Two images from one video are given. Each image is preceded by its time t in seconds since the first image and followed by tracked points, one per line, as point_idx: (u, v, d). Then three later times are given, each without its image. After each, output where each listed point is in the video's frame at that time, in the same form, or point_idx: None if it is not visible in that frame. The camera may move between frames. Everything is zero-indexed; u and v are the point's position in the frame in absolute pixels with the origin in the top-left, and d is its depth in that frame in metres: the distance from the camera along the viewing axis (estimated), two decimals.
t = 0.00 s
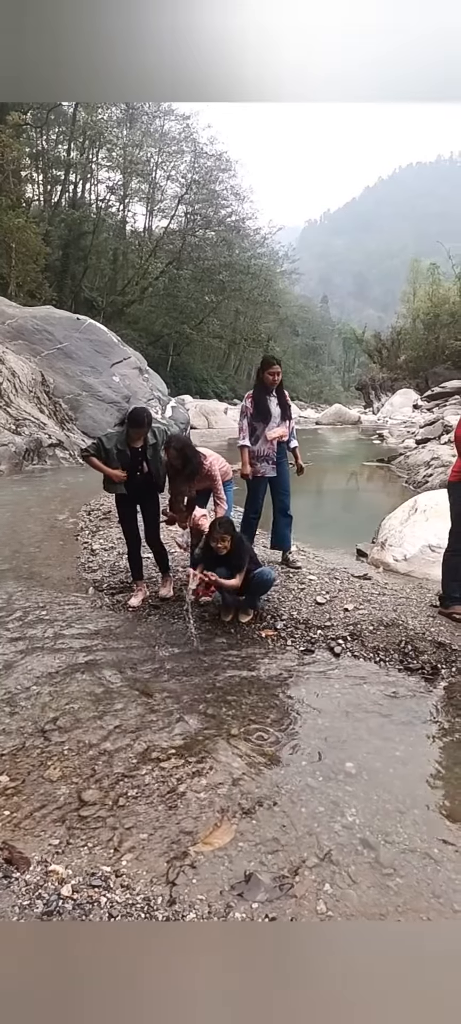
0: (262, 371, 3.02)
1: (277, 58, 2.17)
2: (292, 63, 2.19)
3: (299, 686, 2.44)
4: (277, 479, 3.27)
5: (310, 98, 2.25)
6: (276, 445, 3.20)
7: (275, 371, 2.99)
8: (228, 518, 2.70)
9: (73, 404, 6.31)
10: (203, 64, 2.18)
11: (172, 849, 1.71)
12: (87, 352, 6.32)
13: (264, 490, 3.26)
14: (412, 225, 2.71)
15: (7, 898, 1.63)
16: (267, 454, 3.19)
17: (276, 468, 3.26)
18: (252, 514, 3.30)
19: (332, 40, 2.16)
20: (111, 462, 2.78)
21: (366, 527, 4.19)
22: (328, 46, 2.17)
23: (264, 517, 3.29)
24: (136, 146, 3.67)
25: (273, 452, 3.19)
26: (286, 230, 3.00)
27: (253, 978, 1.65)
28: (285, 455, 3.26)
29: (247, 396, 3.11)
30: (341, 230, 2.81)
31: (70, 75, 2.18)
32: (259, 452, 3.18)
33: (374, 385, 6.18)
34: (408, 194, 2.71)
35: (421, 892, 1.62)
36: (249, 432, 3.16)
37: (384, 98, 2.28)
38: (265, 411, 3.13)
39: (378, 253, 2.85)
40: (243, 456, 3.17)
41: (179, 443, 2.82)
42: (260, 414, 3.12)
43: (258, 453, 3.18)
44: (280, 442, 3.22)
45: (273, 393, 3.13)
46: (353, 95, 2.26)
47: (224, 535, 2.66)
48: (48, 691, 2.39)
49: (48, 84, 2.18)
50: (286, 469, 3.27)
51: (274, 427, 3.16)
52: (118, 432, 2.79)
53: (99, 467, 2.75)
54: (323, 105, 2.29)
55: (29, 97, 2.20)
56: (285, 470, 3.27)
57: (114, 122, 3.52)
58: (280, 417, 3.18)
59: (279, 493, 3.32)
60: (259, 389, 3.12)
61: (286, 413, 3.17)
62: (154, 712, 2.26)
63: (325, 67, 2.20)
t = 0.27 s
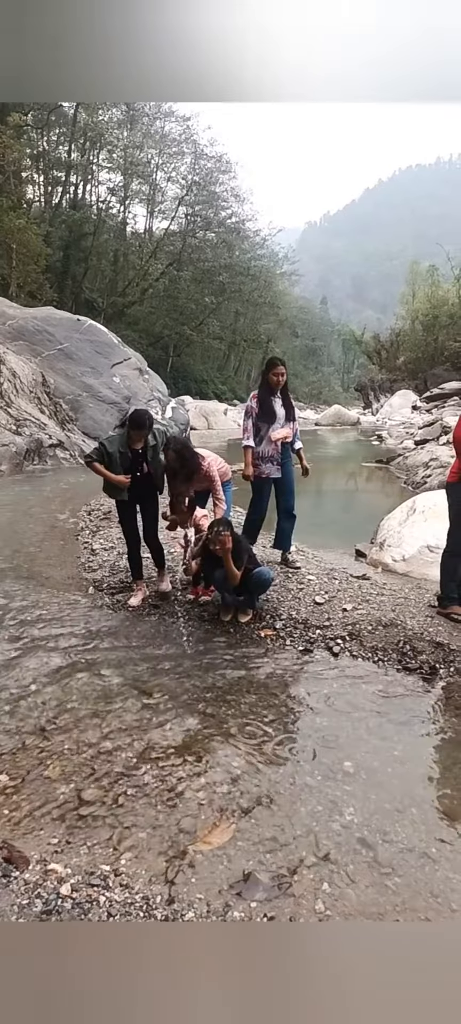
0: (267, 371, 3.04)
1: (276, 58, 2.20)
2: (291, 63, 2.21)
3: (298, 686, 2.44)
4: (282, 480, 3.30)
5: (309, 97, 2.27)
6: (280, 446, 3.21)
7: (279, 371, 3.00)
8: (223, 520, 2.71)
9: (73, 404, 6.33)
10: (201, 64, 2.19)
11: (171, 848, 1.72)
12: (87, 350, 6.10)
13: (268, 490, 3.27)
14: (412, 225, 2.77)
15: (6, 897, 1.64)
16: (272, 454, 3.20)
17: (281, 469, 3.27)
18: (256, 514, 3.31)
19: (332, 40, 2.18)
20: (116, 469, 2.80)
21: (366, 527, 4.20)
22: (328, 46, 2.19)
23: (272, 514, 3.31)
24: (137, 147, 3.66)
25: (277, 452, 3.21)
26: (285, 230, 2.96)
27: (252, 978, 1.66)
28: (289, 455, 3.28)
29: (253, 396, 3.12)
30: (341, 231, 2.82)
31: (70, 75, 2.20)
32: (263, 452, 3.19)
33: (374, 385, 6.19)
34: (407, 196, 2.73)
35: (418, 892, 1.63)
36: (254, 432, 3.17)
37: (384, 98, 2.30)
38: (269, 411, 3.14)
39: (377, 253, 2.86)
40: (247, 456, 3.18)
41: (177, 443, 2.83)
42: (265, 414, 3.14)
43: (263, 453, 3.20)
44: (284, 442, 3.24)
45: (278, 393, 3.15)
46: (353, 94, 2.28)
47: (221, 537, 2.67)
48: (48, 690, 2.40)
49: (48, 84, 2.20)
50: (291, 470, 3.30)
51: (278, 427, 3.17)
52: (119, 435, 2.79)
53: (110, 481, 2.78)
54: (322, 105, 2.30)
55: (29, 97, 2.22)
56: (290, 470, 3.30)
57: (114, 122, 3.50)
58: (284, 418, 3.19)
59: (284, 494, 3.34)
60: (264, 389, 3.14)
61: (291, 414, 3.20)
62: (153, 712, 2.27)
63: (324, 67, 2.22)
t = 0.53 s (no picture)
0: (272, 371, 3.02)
1: (276, 58, 2.18)
2: (290, 63, 2.19)
3: (298, 686, 2.44)
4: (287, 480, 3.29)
5: (309, 97, 2.25)
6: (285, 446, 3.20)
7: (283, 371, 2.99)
8: (223, 519, 2.72)
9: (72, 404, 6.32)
10: (199, 64, 2.18)
11: (170, 848, 1.71)
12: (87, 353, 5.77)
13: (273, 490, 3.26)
14: (412, 225, 2.76)
15: (5, 898, 1.64)
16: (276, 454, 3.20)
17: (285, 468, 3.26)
18: (261, 515, 3.30)
19: (332, 40, 2.17)
20: (119, 476, 2.77)
21: (366, 527, 4.19)
22: (328, 45, 2.18)
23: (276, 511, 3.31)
24: (136, 145, 3.70)
25: (282, 452, 3.20)
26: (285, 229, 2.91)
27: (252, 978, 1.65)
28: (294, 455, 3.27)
29: (258, 395, 3.11)
30: (342, 230, 2.79)
31: (69, 75, 2.19)
32: (268, 452, 3.18)
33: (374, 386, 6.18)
34: (407, 195, 2.72)
35: (418, 892, 1.62)
36: (259, 432, 3.15)
37: (384, 97, 2.28)
38: (274, 411, 3.14)
39: (376, 253, 2.84)
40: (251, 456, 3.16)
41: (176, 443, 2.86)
42: (269, 414, 3.13)
43: (267, 453, 3.19)
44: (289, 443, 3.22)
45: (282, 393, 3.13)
46: (353, 94, 2.26)
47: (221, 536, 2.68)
48: (47, 691, 2.39)
49: (48, 84, 2.19)
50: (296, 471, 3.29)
51: (283, 427, 3.17)
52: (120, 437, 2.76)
53: (111, 488, 2.75)
54: (322, 105, 2.29)
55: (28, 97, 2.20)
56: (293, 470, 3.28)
57: (114, 119, 3.57)
58: (289, 418, 3.18)
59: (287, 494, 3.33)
60: (269, 389, 3.13)
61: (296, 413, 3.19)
62: (153, 712, 2.26)
63: (325, 67, 2.20)
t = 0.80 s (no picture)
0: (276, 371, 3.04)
1: (277, 58, 2.17)
2: (292, 63, 2.18)
3: (298, 687, 2.43)
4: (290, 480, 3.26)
5: (311, 97, 2.24)
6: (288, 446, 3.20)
7: (287, 371, 2.99)
8: (223, 519, 2.71)
9: (71, 404, 6.32)
10: (200, 64, 2.17)
11: (169, 850, 1.70)
12: (85, 349, 6.01)
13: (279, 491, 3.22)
14: (412, 225, 2.76)
15: (3, 900, 1.63)
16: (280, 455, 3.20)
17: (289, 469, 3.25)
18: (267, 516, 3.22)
19: (333, 39, 2.15)
20: (120, 476, 2.80)
21: (366, 527, 4.19)
22: (329, 45, 2.16)
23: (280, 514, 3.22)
24: (136, 146, 3.70)
25: (285, 452, 3.19)
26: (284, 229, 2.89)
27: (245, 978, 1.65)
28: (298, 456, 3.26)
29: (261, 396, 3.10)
30: (341, 230, 2.77)
31: (69, 75, 2.17)
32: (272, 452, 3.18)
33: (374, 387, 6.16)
34: (407, 195, 2.73)
35: (419, 893, 1.61)
36: (262, 432, 3.15)
37: (384, 98, 2.27)
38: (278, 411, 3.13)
39: (376, 253, 2.82)
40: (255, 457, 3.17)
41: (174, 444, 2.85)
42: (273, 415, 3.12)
43: (271, 454, 3.19)
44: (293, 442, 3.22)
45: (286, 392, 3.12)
46: (354, 95, 2.24)
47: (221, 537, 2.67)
48: (45, 692, 2.38)
49: (49, 84, 2.17)
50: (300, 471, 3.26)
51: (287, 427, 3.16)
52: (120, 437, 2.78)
53: (112, 490, 2.79)
54: (324, 106, 2.28)
55: (29, 97, 2.19)
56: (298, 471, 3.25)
57: (113, 119, 3.57)
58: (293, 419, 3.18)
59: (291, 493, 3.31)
60: (274, 389, 3.11)
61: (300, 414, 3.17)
62: (152, 714, 2.25)
63: (325, 67, 2.19)
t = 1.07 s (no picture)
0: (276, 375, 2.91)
1: (277, 58, 2.31)
2: (292, 63, 2.31)
3: (297, 688, 2.42)
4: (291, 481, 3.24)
5: (311, 97, 2.34)
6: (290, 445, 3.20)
7: (289, 371, 2.88)
8: (222, 518, 2.75)
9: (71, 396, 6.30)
10: (200, 63, 2.35)
11: (168, 853, 1.78)
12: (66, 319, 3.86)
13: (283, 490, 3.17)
14: (412, 225, 2.68)
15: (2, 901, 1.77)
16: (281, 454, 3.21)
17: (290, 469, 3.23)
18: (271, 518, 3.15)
19: (330, 39, 2.27)
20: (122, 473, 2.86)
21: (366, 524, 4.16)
22: (326, 44, 2.28)
23: (289, 513, 3.21)
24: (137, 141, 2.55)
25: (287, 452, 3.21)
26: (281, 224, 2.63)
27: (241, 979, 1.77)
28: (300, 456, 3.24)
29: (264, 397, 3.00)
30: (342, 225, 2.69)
31: (68, 75, 2.38)
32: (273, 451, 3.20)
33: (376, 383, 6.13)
34: (407, 195, 2.68)
35: (417, 894, 1.73)
36: (264, 432, 3.16)
37: (381, 97, 2.32)
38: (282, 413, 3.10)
39: (376, 253, 2.69)
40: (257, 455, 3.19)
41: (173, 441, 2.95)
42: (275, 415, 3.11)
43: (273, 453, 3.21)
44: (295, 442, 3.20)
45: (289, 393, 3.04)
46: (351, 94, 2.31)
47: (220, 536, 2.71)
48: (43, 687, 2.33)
49: (49, 84, 2.38)
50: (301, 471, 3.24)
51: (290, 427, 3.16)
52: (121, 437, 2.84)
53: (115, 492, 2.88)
54: (323, 105, 2.34)
55: (28, 96, 2.41)
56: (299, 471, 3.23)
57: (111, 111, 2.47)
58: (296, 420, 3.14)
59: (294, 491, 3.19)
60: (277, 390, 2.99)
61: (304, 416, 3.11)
62: (150, 713, 2.24)
63: (324, 66, 2.31)
